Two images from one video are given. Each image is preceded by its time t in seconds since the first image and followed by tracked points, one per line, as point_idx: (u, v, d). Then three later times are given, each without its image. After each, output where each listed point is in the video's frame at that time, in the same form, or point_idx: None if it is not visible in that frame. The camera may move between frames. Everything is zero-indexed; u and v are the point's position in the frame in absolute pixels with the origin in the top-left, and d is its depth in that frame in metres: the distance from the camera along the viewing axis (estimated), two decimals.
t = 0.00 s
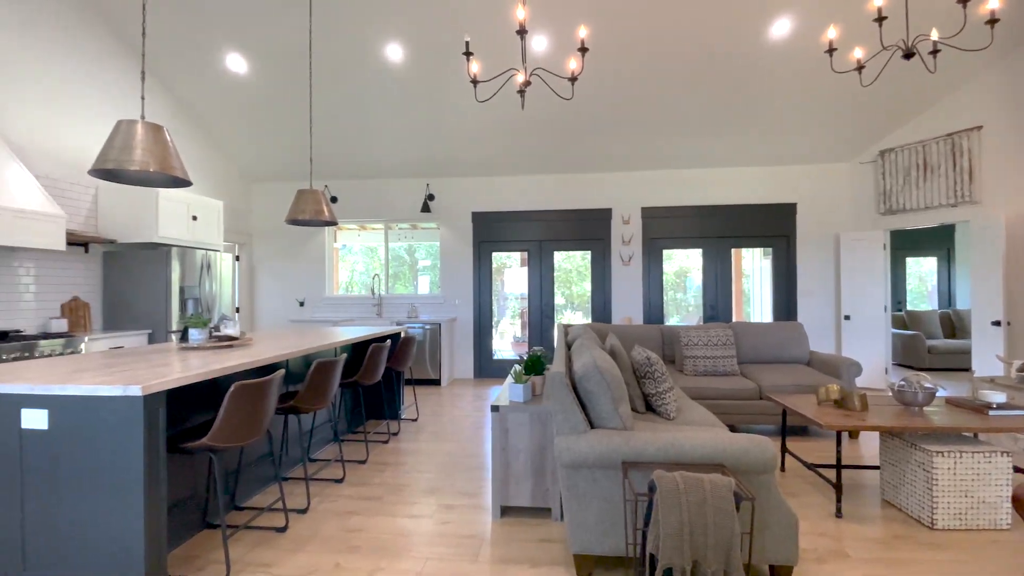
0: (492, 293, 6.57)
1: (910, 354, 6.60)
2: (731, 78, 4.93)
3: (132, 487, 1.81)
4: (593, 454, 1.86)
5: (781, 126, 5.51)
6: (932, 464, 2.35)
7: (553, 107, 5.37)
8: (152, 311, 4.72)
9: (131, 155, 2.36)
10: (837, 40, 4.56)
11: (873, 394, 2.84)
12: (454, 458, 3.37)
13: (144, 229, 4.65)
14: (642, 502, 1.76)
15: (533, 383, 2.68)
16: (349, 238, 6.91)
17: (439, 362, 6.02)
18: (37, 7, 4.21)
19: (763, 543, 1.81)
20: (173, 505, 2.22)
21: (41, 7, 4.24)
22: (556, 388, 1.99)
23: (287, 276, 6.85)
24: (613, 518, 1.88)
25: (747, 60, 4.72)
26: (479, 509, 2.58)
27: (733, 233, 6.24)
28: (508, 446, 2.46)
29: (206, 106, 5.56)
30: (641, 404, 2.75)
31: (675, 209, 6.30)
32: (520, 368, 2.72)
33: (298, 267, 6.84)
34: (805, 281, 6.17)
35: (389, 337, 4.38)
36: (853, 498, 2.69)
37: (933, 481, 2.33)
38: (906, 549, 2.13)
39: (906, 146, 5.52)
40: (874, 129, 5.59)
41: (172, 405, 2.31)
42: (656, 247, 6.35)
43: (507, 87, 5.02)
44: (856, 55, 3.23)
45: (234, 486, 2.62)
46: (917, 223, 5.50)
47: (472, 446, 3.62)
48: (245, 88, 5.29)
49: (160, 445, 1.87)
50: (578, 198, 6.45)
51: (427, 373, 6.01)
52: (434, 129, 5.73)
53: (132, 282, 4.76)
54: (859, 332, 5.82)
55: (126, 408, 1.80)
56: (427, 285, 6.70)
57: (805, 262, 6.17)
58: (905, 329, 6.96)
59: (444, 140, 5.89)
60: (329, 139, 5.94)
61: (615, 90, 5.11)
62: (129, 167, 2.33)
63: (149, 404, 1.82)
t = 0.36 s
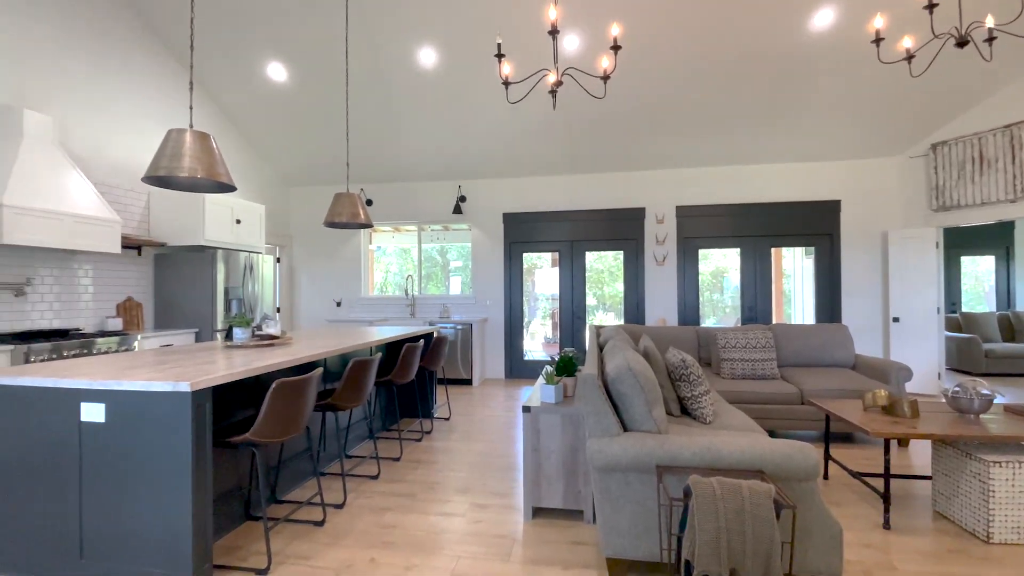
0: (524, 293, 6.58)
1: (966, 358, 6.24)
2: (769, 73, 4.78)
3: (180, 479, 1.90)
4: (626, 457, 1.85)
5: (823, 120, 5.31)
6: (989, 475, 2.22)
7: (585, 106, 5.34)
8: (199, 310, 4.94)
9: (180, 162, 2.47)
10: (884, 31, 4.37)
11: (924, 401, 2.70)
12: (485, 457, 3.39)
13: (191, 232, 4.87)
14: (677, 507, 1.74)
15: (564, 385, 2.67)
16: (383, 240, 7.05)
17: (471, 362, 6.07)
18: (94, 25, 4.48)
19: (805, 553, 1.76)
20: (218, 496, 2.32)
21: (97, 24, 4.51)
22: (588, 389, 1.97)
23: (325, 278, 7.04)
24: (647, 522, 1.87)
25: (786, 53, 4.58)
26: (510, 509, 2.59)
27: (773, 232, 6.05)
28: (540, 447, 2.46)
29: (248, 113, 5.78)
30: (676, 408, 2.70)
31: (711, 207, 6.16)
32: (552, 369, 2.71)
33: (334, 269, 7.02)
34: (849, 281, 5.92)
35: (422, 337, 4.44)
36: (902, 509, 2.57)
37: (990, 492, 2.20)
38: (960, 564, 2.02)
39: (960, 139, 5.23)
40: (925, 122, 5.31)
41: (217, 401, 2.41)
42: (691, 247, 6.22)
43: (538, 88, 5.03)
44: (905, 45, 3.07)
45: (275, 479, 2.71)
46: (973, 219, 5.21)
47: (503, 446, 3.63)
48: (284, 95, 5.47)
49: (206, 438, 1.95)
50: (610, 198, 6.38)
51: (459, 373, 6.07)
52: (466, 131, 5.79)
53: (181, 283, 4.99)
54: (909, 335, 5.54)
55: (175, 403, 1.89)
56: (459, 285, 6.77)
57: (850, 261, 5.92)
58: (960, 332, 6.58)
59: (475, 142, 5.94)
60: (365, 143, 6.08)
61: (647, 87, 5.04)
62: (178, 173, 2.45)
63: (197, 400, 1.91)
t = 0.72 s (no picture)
0: (544, 293, 6.57)
1: (1005, 360, 5.99)
2: (794, 68, 4.68)
3: (210, 474, 1.96)
4: (649, 459, 1.84)
5: (852, 115, 5.17)
6: None
7: (606, 105, 5.30)
8: (228, 310, 5.07)
9: (210, 166, 2.54)
10: (917, 22, 4.24)
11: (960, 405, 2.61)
12: (506, 457, 3.39)
13: (220, 234, 5.00)
14: (701, 510, 1.73)
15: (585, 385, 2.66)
16: (405, 241, 7.12)
17: (491, 362, 6.09)
18: (127, 34, 4.64)
19: (834, 560, 1.74)
20: (246, 491, 2.38)
21: (130, 33, 4.67)
22: (609, 390, 1.96)
23: (348, 278, 7.15)
24: (670, 524, 1.86)
25: (812, 47, 4.47)
26: (531, 509, 2.58)
27: (800, 231, 5.91)
28: (561, 448, 2.45)
29: (274, 118, 5.91)
30: (699, 410, 2.68)
31: (735, 206, 6.05)
32: (573, 370, 2.70)
33: (357, 269, 7.12)
34: (880, 281, 5.75)
35: (443, 337, 4.48)
36: (937, 517, 2.48)
37: None
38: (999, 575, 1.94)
39: (999, 133, 5.02)
40: (961, 115, 5.12)
41: (246, 398, 2.47)
42: (714, 246, 6.12)
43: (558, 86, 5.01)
44: (940, 36, 2.96)
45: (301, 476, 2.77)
46: (1013, 216, 5.01)
47: (524, 446, 3.63)
48: (308, 99, 5.58)
49: (234, 435, 2.01)
50: (632, 197, 6.33)
51: (479, 373, 6.09)
52: (486, 132, 5.81)
53: (210, 283, 5.13)
54: (943, 336, 5.35)
55: (206, 400, 1.95)
56: (480, 286, 6.79)
57: (881, 260, 5.75)
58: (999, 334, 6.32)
59: (495, 142, 5.96)
60: (387, 146, 6.16)
61: (669, 84, 4.98)
62: (209, 177, 2.52)
63: (226, 397, 1.96)
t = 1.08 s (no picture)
0: (557, 294, 6.53)
1: None
2: (813, 62, 4.57)
3: (222, 472, 1.96)
4: (664, 462, 1.80)
5: (874, 110, 5.03)
6: None
7: (620, 102, 5.23)
8: (244, 310, 5.14)
9: (224, 166, 2.56)
10: (943, 12, 4.10)
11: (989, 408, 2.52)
12: (519, 458, 3.37)
13: (236, 235, 5.06)
14: (718, 515, 1.68)
15: (599, 386, 2.62)
16: (419, 242, 7.14)
17: (505, 363, 6.07)
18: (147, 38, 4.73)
19: (858, 568, 1.68)
20: (259, 490, 2.39)
21: (149, 37, 4.76)
22: (624, 391, 1.93)
23: (362, 278, 7.19)
24: (685, 529, 1.82)
25: (832, 41, 4.37)
26: (543, 511, 2.56)
27: (820, 229, 5.78)
28: (573, 449, 2.42)
29: (289, 119, 5.97)
30: (716, 412, 2.63)
31: (752, 204, 5.94)
32: (586, 370, 2.66)
33: (371, 270, 7.16)
34: (904, 281, 5.60)
35: (455, 337, 4.47)
36: (965, 525, 2.39)
37: None
38: None
39: None
40: (990, 109, 4.95)
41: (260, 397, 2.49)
42: (732, 246, 6.02)
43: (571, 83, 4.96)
44: (967, 26, 2.83)
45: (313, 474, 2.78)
46: None
47: (537, 447, 3.60)
48: (322, 100, 5.62)
49: (247, 434, 2.02)
50: (646, 196, 6.26)
51: (493, 373, 6.07)
52: (499, 132, 5.80)
53: (227, 284, 5.20)
54: (970, 337, 5.19)
55: (219, 399, 1.96)
56: (493, 286, 6.78)
57: (905, 260, 5.59)
58: None
59: (508, 142, 5.94)
60: (400, 146, 6.19)
61: (685, 81, 4.91)
62: (223, 177, 2.54)
63: (239, 396, 1.97)
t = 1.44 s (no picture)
0: (560, 293, 6.47)
1: None
2: (820, 58, 4.50)
3: (215, 476, 1.92)
4: (668, 468, 1.75)
5: (881, 107, 4.96)
6: None
7: (623, 100, 5.17)
8: (245, 310, 5.11)
9: (219, 164, 2.52)
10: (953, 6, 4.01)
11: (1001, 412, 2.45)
12: (521, 460, 3.32)
13: (237, 234, 5.03)
14: (724, 522, 1.63)
15: (601, 388, 2.56)
16: (421, 241, 7.11)
17: (507, 363, 6.01)
18: (147, 37, 4.72)
19: None
20: (255, 493, 2.35)
21: (148, 36, 4.74)
22: (627, 394, 1.87)
23: (364, 278, 7.16)
24: (690, 536, 1.77)
25: (838, 37, 4.30)
26: (544, 516, 2.50)
27: (826, 228, 5.70)
28: (575, 453, 2.37)
29: (290, 118, 5.94)
30: (721, 415, 2.57)
31: (757, 203, 5.87)
32: (588, 372, 2.60)
33: (374, 269, 7.13)
34: (912, 280, 5.51)
35: (456, 338, 4.43)
36: (978, 531, 2.33)
37: None
38: None
39: None
40: (1001, 106, 4.86)
41: (256, 399, 2.45)
42: (736, 245, 5.95)
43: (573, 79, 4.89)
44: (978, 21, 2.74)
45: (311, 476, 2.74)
46: None
47: (539, 449, 3.55)
48: (322, 99, 5.58)
49: (240, 437, 1.98)
50: (650, 195, 6.19)
51: (495, 374, 6.02)
52: (500, 130, 5.74)
53: (227, 284, 5.17)
54: (980, 338, 5.10)
55: (211, 401, 1.92)
56: (496, 286, 6.73)
57: (914, 259, 5.51)
58: None
59: (511, 141, 5.89)
60: (402, 145, 6.15)
61: (689, 78, 4.85)
62: (218, 176, 2.50)
63: (232, 398, 1.93)
